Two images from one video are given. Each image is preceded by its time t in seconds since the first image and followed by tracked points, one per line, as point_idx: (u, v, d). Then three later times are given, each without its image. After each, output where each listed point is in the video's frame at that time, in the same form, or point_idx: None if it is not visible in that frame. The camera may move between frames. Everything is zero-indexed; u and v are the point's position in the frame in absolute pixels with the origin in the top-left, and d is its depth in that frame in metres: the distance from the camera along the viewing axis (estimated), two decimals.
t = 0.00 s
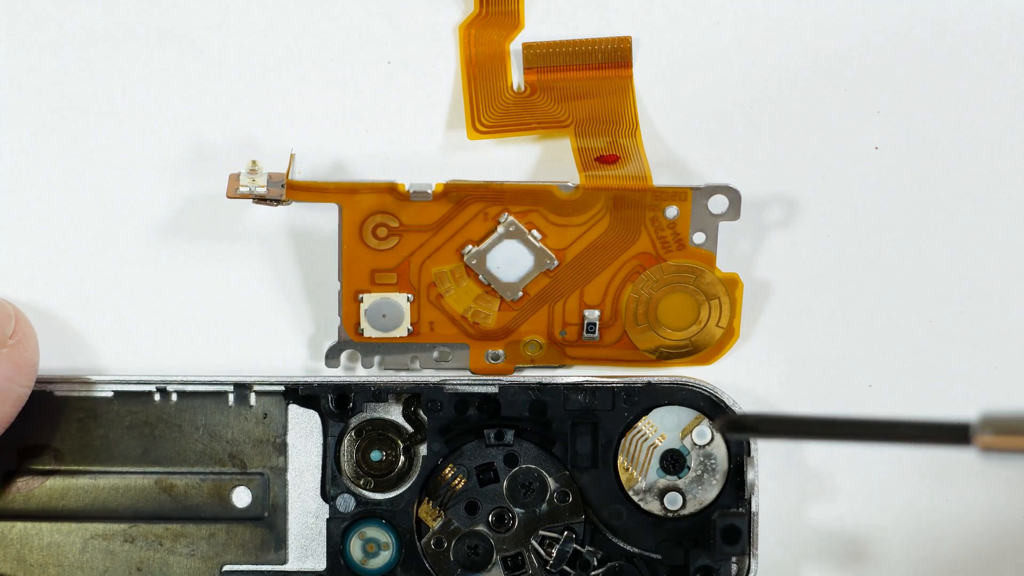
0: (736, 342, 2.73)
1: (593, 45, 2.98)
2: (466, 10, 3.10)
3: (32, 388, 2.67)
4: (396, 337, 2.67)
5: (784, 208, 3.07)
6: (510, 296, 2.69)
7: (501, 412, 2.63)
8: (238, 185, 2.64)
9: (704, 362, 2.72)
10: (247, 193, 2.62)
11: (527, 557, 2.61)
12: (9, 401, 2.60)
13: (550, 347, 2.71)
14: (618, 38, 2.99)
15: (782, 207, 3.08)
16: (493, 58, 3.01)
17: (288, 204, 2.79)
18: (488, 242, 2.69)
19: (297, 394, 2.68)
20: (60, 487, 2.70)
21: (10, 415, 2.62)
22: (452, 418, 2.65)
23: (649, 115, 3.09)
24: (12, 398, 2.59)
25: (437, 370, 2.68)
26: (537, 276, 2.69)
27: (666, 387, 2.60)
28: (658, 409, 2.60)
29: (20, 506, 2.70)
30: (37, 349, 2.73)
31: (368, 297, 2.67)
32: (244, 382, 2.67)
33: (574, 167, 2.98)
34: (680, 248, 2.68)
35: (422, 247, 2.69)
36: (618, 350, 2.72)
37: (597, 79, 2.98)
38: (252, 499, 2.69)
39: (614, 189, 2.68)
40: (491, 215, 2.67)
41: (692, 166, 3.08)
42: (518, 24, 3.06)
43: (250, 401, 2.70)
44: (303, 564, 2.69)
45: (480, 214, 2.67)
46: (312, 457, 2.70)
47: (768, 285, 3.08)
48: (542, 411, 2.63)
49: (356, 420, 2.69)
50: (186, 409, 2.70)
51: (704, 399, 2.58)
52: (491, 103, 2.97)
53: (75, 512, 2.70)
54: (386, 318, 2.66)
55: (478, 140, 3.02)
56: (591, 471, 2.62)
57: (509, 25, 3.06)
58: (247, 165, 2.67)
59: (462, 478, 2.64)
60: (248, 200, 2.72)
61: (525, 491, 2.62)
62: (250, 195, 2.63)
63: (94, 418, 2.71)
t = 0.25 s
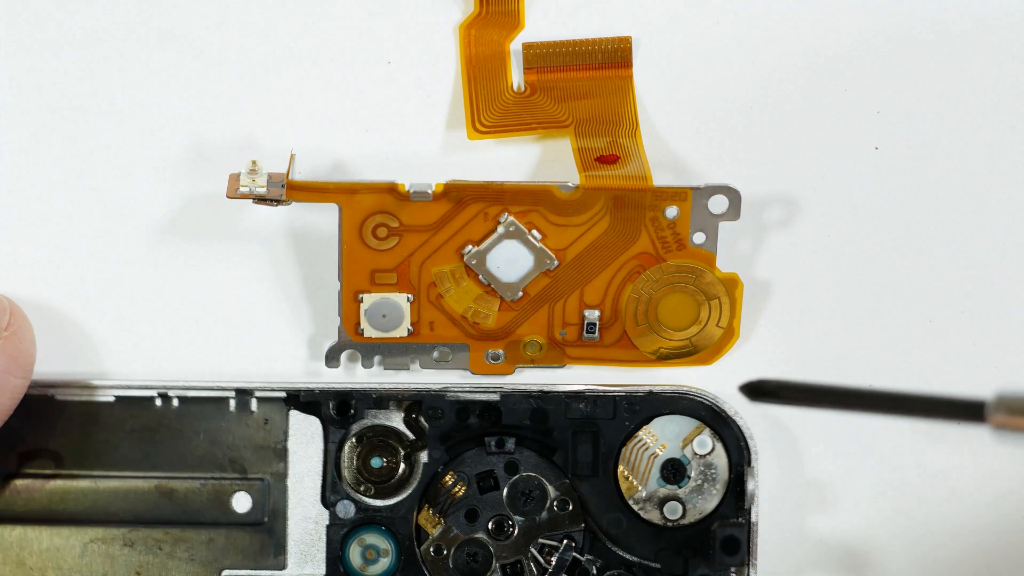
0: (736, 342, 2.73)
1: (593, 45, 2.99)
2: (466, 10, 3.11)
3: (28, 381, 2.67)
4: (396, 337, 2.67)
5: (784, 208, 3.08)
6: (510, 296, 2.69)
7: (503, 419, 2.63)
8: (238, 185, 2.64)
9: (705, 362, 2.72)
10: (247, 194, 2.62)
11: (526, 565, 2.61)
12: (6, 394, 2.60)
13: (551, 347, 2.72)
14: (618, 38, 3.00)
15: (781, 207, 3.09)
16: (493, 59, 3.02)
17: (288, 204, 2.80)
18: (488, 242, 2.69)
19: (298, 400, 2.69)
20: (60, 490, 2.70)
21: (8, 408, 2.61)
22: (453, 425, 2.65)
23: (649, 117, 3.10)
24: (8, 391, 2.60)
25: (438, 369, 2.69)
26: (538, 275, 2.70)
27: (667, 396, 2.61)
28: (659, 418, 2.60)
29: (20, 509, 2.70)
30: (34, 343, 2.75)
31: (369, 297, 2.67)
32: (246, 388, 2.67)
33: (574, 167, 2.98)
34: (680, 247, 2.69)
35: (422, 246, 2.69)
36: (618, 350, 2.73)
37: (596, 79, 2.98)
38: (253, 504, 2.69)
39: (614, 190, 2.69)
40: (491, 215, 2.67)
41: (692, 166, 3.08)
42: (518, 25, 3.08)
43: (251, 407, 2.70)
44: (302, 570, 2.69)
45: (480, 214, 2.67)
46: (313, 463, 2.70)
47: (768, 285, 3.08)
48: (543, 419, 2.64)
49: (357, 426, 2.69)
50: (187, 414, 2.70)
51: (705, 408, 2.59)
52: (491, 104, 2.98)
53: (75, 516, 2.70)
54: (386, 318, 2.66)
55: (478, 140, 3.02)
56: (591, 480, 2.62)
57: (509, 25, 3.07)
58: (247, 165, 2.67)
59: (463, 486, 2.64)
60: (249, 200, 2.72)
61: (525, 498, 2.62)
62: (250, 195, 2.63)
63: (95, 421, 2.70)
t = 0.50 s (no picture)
0: (736, 342, 2.73)
1: (593, 45, 2.98)
2: (466, 10, 3.10)
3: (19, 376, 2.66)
4: (396, 337, 2.66)
5: (783, 208, 3.08)
6: (510, 296, 2.69)
7: (507, 420, 2.63)
8: (238, 184, 2.64)
9: (705, 362, 2.72)
10: (246, 193, 2.62)
11: (532, 565, 2.61)
12: None
13: (551, 347, 2.72)
14: (618, 38, 3.00)
15: (781, 207, 3.09)
16: (494, 59, 3.02)
17: (289, 205, 2.79)
18: (488, 242, 2.69)
19: (303, 403, 2.69)
20: (65, 494, 2.70)
21: None
22: (457, 426, 2.65)
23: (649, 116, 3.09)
24: None
25: (438, 370, 2.69)
26: (538, 276, 2.69)
27: (671, 395, 2.61)
28: (663, 417, 2.60)
29: (26, 514, 2.70)
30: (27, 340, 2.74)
31: (369, 297, 2.66)
32: (250, 390, 2.68)
33: (574, 167, 2.98)
34: (680, 247, 2.68)
35: (422, 247, 2.69)
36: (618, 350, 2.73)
37: (596, 79, 2.98)
38: (258, 507, 2.69)
39: (614, 189, 2.68)
40: (491, 215, 2.67)
41: (692, 166, 3.07)
42: (518, 24, 3.07)
43: (255, 409, 2.70)
44: (308, 572, 2.70)
45: (480, 214, 2.67)
46: (317, 465, 2.70)
47: (768, 285, 3.08)
48: (547, 419, 2.63)
49: (361, 428, 2.70)
50: (191, 416, 2.70)
51: (710, 407, 2.59)
52: (491, 104, 2.98)
53: (80, 520, 2.70)
54: (386, 318, 2.65)
55: (477, 140, 3.02)
56: (596, 480, 2.62)
57: (509, 25, 3.06)
58: (247, 165, 2.67)
59: (468, 487, 2.64)
60: (248, 200, 2.72)
61: (530, 499, 2.62)
62: (250, 195, 2.63)
63: (98, 425, 2.70)
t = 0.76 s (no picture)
0: (736, 343, 2.73)
1: (593, 45, 2.97)
2: (466, 10, 3.10)
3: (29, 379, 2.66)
4: (396, 337, 2.69)
5: (783, 209, 3.08)
6: (510, 296, 2.70)
7: (510, 412, 2.63)
8: (238, 185, 2.64)
9: (705, 362, 2.73)
10: (246, 194, 2.62)
11: (534, 558, 2.61)
12: (6, 391, 2.59)
13: (551, 347, 2.73)
14: (618, 38, 2.99)
15: (781, 207, 3.08)
16: (494, 59, 3.02)
17: (289, 204, 2.80)
18: (488, 242, 2.70)
19: (305, 395, 2.68)
20: (68, 486, 2.70)
21: (8, 406, 2.61)
22: (460, 418, 2.64)
23: (649, 116, 3.09)
24: (8, 388, 2.59)
25: (438, 370, 2.70)
26: (537, 276, 2.70)
27: (674, 388, 2.60)
28: (666, 410, 2.60)
29: (28, 505, 2.70)
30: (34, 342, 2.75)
31: (368, 297, 2.68)
32: (252, 382, 2.67)
33: (574, 168, 3.00)
34: (680, 248, 2.69)
35: (422, 247, 2.69)
36: (618, 350, 2.73)
37: (596, 79, 2.97)
38: (260, 498, 2.69)
39: (614, 189, 2.68)
40: (491, 215, 2.68)
41: (692, 166, 3.08)
42: (518, 25, 3.06)
43: (257, 401, 2.70)
44: (310, 564, 2.69)
45: (479, 214, 2.68)
46: (320, 457, 2.71)
47: (769, 284, 3.07)
48: (550, 411, 2.63)
49: (363, 420, 2.69)
50: (194, 409, 2.70)
51: (713, 400, 2.58)
52: (491, 104, 2.97)
53: (82, 512, 2.70)
54: (386, 319, 2.67)
55: (477, 140, 3.02)
56: (599, 472, 2.62)
57: (509, 25, 3.06)
58: (247, 165, 2.67)
59: (470, 479, 2.64)
60: (249, 200, 2.73)
61: (533, 491, 2.62)
62: (250, 195, 2.63)
63: (101, 417, 2.71)
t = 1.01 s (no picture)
0: (736, 342, 2.75)
1: (593, 45, 2.98)
2: (466, 10, 3.11)
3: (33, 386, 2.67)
4: (396, 337, 2.69)
5: (784, 208, 3.08)
6: (510, 296, 2.71)
7: (511, 420, 2.63)
8: (238, 185, 2.65)
9: (705, 362, 2.74)
10: (246, 194, 2.62)
11: (535, 565, 2.61)
12: (11, 397, 2.60)
13: (551, 347, 2.74)
14: (618, 38, 3.00)
15: (782, 207, 3.08)
16: (494, 59, 3.02)
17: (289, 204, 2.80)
18: (488, 242, 2.70)
19: (307, 401, 2.69)
20: (69, 490, 2.70)
21: (12, 413, 2.62)
22: (461, 426, 2.66)
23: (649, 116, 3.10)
24: (13, 395, 2.60)
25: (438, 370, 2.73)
26: (538, 276, 2.71)
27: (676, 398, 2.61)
28: (667, 419, 2.60)
29: (29, 509, 2.70)
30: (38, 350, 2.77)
31: (368, 296, 2.69)
32: (254, 388, 2.68)
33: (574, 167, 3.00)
34: (680, 248, 2.69)
35: (422, 247, 2.70)
36: (618, 350, 2.75)
37: (596, 79, 2.98)
38: (261, 504, 2.70)
39: (614, 189, 2.69)
40: (491, 215, 2.68)
41: (692, 166, 3.08)
42: (518, 24, 3.07)
43: (259, 407, 2.70)
44: (311, 570, 2.69)
45: (479, 214, 2.68)
46: (321, 463, 2.71)
47: (769, 285, 3.08)
48: (551, 420, 2.64)
49: (365, 427, 2.70)
50: (195, 414, 2.70)
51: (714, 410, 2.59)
52: (491, 104, 2.97)
53: (83, 516, 2.70)
54: (386, 318, 2.68)
55: (477, 140, 3.02)
56: (600, 481, 2.63)
57: (509, 25, 3.07)
58: (247, 165, 2.68)
59: (471, 486, 2.64)
60: (249, 200, 2.73)
61: (534, 499, 2.62)
62: (250, 195, 2.63)
63: (102, 421, 2.71)
